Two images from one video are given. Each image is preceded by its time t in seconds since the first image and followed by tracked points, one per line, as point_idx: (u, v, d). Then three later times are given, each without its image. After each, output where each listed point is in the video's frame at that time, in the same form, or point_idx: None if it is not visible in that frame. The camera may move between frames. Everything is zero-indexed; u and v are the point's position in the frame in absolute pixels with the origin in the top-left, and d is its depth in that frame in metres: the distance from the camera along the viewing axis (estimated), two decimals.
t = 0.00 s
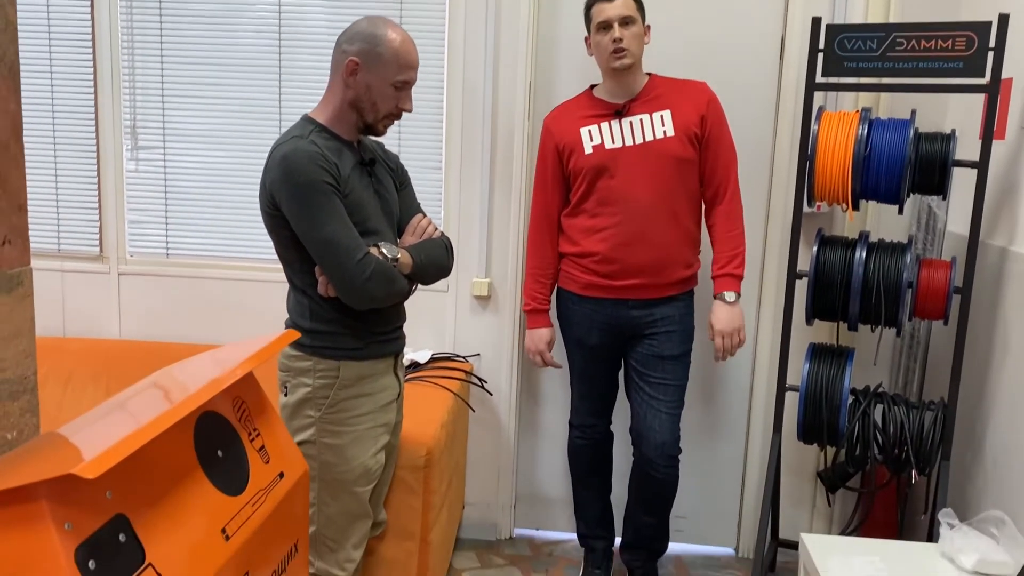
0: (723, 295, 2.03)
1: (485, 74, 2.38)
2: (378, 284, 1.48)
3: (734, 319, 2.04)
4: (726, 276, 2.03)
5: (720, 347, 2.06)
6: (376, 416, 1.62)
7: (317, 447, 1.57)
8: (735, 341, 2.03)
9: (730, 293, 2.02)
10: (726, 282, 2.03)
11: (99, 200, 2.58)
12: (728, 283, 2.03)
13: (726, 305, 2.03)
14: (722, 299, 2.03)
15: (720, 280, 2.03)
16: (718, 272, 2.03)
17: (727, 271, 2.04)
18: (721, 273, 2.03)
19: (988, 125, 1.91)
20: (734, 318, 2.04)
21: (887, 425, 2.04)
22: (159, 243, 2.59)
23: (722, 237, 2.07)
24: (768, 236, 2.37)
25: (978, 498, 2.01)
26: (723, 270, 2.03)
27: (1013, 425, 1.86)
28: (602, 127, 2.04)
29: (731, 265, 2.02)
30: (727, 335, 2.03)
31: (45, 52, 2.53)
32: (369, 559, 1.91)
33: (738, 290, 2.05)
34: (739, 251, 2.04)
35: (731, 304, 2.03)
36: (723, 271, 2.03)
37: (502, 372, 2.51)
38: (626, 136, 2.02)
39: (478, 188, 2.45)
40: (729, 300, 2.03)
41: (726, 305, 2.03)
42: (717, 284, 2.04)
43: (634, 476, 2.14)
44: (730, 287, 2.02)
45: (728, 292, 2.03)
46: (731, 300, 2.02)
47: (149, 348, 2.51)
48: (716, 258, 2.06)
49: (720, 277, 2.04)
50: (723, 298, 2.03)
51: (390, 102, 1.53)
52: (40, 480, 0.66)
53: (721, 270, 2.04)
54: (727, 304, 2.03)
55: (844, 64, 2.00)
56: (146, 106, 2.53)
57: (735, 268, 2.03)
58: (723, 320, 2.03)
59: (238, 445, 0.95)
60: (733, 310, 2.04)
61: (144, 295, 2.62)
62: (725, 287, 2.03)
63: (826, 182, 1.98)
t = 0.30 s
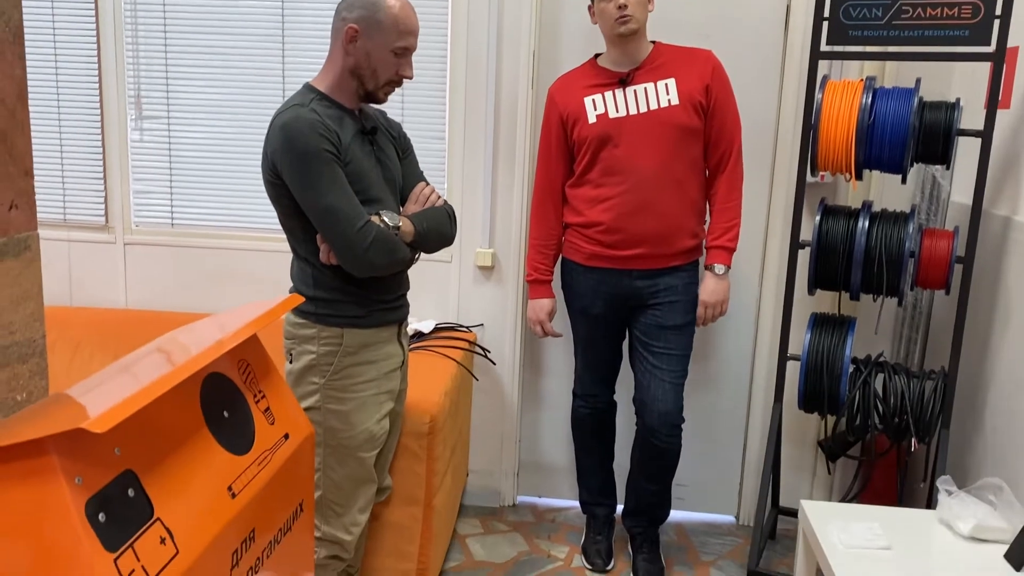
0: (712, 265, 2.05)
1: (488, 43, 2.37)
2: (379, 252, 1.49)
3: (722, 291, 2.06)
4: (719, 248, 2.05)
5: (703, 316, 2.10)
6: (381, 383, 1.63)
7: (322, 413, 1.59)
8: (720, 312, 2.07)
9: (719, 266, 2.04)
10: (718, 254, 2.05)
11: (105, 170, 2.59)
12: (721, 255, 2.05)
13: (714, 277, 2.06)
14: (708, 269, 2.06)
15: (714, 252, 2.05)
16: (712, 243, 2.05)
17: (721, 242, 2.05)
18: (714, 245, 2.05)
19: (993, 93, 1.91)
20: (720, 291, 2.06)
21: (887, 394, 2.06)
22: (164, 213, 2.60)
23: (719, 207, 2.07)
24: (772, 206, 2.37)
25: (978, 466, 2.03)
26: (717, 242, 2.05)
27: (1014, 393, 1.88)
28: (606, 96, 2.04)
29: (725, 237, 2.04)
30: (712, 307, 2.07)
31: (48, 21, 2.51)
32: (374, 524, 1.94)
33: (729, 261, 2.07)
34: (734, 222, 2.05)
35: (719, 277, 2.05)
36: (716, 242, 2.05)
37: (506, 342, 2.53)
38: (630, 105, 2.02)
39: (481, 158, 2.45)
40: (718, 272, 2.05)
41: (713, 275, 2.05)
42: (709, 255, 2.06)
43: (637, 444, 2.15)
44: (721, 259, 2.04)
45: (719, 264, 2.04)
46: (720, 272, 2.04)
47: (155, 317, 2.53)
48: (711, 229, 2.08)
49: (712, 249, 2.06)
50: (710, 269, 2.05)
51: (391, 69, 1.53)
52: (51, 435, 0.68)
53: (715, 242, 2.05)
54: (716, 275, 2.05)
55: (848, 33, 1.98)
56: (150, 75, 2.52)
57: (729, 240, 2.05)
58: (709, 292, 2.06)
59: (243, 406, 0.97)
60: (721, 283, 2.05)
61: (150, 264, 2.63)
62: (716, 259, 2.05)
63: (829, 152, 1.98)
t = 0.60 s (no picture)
0: (726, 234, 2.07)
1: (492, 12, 2.37)
2: (377, 218, 1.50)
3: (736, 259, 2.10)
4: (731, 216, 2.07)
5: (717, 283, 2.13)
6: (384, 349, 1.66)
7: (324, 378, 1.62)
8: (734, 280, 2.10)
9: (733, 234, 2.06)
10: (731, 223, 2.07)
11: (112, 140, 2.61)
12: (733, 224, 2.07)
13: (727, 244, 2.09)
14: (721, 238, 2.08)
15: (726, 220, 2.07)
16: (723, 213, 2.07)
17: (731, 211, 2.08)
18: (725, 214, 2.07)
19: (997, 62, 1.91)
20: (735, 258, 2.09)
21: (887, 363, 2.08)
22: (171, 183, 2.62)
23: (726, 176, 2.09)
24: (775, 177, 2.38)
25: (976, 433, 2.05)
26: (728, 210, 2.07)
27: (1012, 361, 1.90)
28: (609, 65, 2.04)
29: (735, 206, 2.06)
30: (726, 275, 2.10)
31: None
32: (381, 488, 1.97)
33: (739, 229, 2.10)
34: (743, 192, 2.08)
35: (733, 244, 2.07)
36: (728, 211, 2.07)
37: (509, 312, 2.56)
38: (633, 74, 2.02)
39: (485, 129, 2.46)
40: (732, 240, 2.07)
41: (726, 244, 2.08)
42: (721, 225, 2.08)
43: (638, 411, 2.18)
44: (734, 228, 2.06)
45: (732, 232, 2.07)
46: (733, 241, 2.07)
47: (164, 286, 2.56)
48: (720, 198, 2.09)
49: (724, 218, 2.08)
50: (724, 238, 2.07)
51: (374, 20, 1.50)
52: (66, 386, 0.70)
53: (725, 211, 2.07)
54: (729, 243, 2.08)
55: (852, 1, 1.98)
56: (156, 46, 2.53)
57: (740, 209, 2.07)
58: (723, 260, 2.09)
59: (251, 365, 1.00)
60: (736, 251, 2.08)
61: (157, 234, 2.66)
62: (729, 227, 2.07)
63: (832, 121, 1.99)
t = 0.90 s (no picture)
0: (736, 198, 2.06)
1: None
2: (361, 185, 1.52)
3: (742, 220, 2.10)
4: (740, 179, 2.09)
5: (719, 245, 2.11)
6: (380, 316, 1.69)
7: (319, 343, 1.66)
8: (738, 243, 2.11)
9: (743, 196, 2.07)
10: (739, 185, 2.09)
11: (118, 111, 2.64)
12: (742, 186, 2.08)
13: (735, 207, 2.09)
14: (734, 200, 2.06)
15: (734, 183, 2.09)
16: (732, 176, 2.09)
17: (740, 174, 2.09)
18: (734, 177, 2.09)
19: (995, 33, 1.92)
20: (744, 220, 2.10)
21: (882, 333, 2.12)
22: (177, 154, 2.65)
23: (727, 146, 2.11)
24: (774, 148, 2.40)
25: (968, 400, 2.09)
26: (737, 173, 2.09)
27: (1005, 329, 1.93)
28: (606, 37, 2.05)
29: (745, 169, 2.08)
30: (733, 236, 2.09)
31: None
32: (384, 453, 2.02)
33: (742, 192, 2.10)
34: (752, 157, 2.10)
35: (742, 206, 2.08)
36: (737, 174, 2.09)
37: (510, 282, 2.59)
38: (629, 46, 2.03)
39: (487, 100, 2.48)
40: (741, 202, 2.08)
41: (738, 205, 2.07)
42: (730, 188, 2.09)
43: (635, 378, 2.22)
44: (743, 190, 2.07)
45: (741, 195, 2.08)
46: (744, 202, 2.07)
47: (171, 255, 2.60)
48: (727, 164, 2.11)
49: (732, 181, 2.10)
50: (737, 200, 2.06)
51: None
52: (71, 336, 0.74)
53: (734, 175, 2.09)
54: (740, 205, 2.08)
55: None
56: (160, 18, 2.54)
57: (747, 172, 2.09)
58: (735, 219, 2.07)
59: (251, 323, 1.03)
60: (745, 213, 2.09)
61: (164, 204, 2.69)
62: (738, 190, 2.08)
63: (829, 92, 2.01)
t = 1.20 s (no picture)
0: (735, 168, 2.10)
1: None
2: (359, 156, 1.56)
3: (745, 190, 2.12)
4: (738, 151, 2.12)
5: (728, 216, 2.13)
6: (379, 285, 1.74)
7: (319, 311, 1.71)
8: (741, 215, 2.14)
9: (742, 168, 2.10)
10: (739, 157, 2.11)
11: (126, 87, 2.68)
12: (741, 158, 2.11)
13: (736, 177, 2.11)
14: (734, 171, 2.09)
15: (734, 155, 2.11)
16: (732, 148, 2.12)
17: (738, 147, 2.12)
18: (733, 150, 2.12)
19: (990, 7, 1.93)
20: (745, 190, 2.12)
21: (876, 305, 2.15)
22: (183, 128, 2.70)
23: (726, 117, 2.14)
24: (772, 123, 2.43)
25: (960, 370, 2.13)
26: (735, 146, 2.12)
27: (996, 300, 1.96)
28: (604, 12, 2.07)
29: (743, 141, 2.11)
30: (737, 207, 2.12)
31: None
32: (386, 419, 2.07)
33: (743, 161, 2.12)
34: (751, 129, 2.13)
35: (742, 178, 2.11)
36: (735, 147, 2.12)
37: (511, 254, 2.63)
38: (626, 21, 2.05)
39: (488, 74, 2.51)
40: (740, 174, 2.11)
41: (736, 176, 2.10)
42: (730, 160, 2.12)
43: (631, 347, 2.27)
44: (742, 162, 2.10)
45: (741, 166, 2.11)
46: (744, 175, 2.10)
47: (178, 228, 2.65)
48: (726, 136, 2.14)
49: (732, 153, 2.12)
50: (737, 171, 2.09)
51: None
52: (80, 289, 0.78)
53: (733, 147, 2.12)
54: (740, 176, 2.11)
55: None
56: None
57: (745, 144, 2.12)
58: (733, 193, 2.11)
59: (254, 284, 1.08)
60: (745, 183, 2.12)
61: (171, 178, 2.74)
62: (738, 161, 2.11)
63: (825, 67, 2.03)
